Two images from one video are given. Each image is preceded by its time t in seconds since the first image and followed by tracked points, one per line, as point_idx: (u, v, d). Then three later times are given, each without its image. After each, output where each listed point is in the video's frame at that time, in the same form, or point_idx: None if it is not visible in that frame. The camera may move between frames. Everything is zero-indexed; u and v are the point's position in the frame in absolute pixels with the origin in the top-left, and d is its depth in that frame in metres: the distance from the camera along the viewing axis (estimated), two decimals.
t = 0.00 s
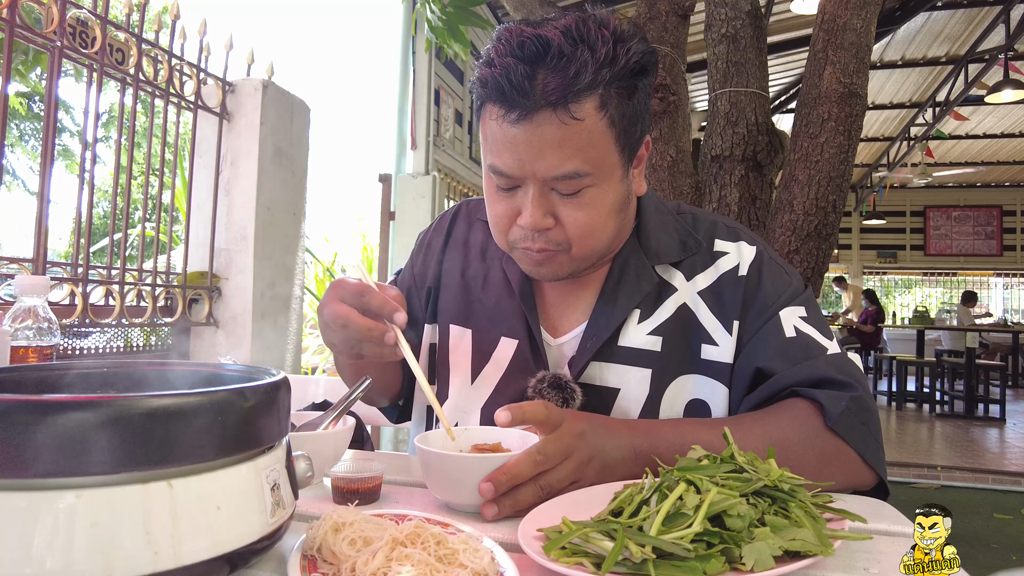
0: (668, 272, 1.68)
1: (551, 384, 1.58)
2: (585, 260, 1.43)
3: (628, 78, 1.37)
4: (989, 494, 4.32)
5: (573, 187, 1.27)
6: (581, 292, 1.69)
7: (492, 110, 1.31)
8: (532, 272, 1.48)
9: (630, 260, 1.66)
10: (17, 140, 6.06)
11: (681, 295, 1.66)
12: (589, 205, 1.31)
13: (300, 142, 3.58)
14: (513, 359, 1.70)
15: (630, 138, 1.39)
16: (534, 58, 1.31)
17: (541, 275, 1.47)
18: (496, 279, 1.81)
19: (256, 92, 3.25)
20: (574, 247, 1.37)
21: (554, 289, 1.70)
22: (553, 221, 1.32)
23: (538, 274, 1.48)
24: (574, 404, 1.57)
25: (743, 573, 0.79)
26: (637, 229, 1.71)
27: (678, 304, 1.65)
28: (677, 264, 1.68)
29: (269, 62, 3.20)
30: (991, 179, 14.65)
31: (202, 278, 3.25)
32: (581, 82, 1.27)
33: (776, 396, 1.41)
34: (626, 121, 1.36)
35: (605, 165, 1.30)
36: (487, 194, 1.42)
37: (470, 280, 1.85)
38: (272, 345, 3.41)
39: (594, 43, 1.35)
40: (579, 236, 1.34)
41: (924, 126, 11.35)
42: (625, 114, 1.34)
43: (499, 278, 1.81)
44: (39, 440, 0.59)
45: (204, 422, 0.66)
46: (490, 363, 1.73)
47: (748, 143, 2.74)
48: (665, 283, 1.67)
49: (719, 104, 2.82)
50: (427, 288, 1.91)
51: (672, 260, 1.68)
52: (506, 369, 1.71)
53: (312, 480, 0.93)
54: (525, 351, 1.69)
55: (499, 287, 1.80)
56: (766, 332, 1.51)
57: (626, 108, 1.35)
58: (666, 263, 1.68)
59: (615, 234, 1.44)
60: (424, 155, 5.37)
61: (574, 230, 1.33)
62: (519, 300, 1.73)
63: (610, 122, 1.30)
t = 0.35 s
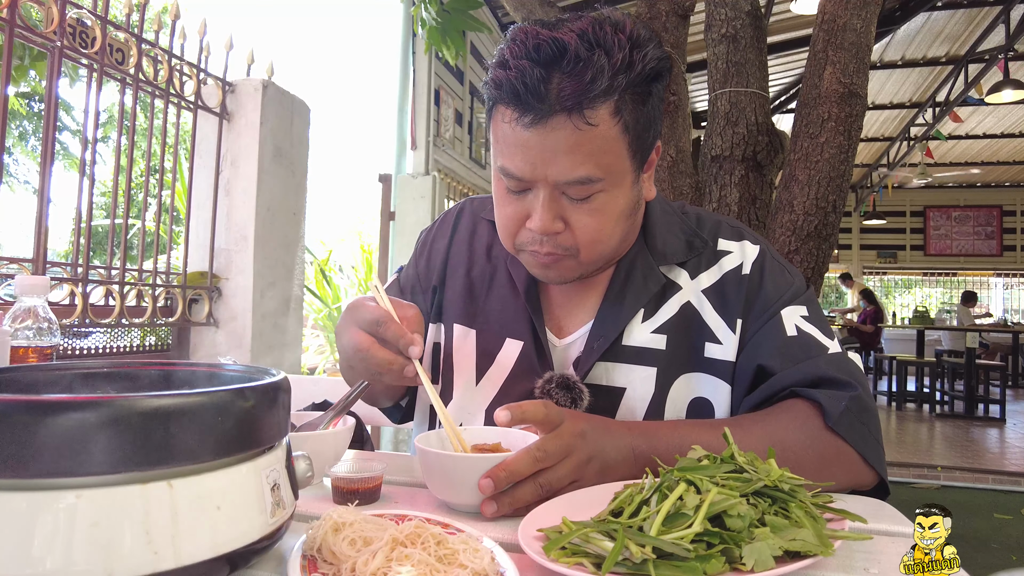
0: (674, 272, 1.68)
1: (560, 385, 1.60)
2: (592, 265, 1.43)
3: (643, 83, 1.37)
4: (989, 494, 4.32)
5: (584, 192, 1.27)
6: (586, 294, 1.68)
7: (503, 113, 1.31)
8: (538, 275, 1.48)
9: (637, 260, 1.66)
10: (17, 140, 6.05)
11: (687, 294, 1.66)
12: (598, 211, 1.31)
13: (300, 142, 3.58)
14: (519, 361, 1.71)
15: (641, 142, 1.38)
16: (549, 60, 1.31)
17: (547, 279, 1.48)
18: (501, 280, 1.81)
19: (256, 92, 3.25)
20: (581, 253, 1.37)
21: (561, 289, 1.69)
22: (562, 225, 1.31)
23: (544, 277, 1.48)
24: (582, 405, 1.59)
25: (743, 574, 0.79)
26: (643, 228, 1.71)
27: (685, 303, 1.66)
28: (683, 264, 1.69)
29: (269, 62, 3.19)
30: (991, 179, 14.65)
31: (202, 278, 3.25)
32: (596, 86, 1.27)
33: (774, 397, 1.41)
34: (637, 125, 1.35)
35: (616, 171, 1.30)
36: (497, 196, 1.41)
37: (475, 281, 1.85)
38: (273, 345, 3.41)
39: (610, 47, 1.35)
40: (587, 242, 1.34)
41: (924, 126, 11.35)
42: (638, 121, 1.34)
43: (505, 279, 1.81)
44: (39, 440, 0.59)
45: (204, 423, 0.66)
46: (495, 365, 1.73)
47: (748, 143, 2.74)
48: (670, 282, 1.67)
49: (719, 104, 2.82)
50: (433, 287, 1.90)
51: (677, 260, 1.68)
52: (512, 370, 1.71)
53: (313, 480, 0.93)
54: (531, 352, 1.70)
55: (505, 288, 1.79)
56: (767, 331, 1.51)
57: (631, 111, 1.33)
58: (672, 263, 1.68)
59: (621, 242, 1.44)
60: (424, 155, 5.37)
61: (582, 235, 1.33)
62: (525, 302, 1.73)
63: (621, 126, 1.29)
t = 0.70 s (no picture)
0: (676, 272, 1.68)
1: (560, 385, 1.60)
2: (594, 265, 1.43)
3: (643, 84, 1.37)
4: (990, 494, 4.32)
5: (585, 193, 1.27)
6: (588, 293, 1.68)
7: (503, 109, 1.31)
8: (539, 275, 1.48)
9: (637, 261, 1.66)
10: (17, 139, 6.04)
11: (690, 294, 1.66)
12: (599, 213, 1.31)
13: (300, 141, 3.58)
14: (518, 362, 1.70)
15: (643, 141, 1.38)
16: (551, 61, 1.31)
17: (549, 279, 1.47)
18: (503, 280, 1.81)
19: (256, 91, 3.25)
20: (583, 254, 1.38)
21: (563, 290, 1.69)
22: (562, 225, 1.31)
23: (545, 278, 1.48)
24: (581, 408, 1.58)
25: (743, 573, 0.79)
26: (644, 229, 1.70)
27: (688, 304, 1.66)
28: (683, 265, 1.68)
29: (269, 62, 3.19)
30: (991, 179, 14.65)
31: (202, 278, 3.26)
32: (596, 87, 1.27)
33: (773, 397, 1.42)
34: (640, 125, 1.35)
35: (617, 171, 1.30)
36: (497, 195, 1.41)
37: (475, 280, 1.85)
38: (273, 345, 3.41)
39: (612, 48, 1.35)
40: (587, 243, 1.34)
41: (924, 126, 11.35)
42: (639, 122, 1.34)
43: (506, 280, 1.80)
44: (40, 440, 0.59)
45: (204, 423, 0.66)
46: (495, 367, 1.73)
47: (748, 144, 2.74)
48: (669, 282, 1.67)
49: (719, 104, 2.82)
50: (434, 288, 1.89)
51: (677, 261, 1.68)
52: (511, 372, 1.71)
53: (313, 481, 0.93)
54: (531, 353, 1.69)
55: (506, 289, 1.79)
56: (767, 331, 1.51)
57: (632, 110, 1.33)
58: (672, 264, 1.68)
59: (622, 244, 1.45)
60: (424, 155, 5.37)
61: (583, 235, 1.33)
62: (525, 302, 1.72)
63: (623, 127, 1.29)
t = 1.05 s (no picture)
0: (681, 281, 1.69)
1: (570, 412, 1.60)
2: (619, 240, 1.39)
3: (647, 49, 1.37)
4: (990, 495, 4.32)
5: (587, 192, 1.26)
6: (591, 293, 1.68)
7: (508, 109, 1.30)
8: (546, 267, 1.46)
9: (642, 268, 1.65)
10: (17, 138, 6.03)
11: (696, 303, 1.69)
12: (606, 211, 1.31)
13: (300, 141, 3.58)
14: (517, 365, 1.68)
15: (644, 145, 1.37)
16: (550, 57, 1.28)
17: (563, 264, 1.42)
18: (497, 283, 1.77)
19: (255, 91, 3.25)
20: (611, 224, 1.34)
21: (567, 294, 1.69)
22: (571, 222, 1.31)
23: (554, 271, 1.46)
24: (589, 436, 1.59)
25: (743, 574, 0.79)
26: (648, 235, 1.69)
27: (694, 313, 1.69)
28: (692, 273, 1.69)
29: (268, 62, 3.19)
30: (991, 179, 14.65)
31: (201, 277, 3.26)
32: (603, 47, 1.26)
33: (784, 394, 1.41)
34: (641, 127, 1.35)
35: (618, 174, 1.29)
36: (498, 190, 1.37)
37: (473, 279, 1.82)
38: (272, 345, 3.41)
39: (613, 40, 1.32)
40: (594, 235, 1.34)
41: (924, 126, 11.35)
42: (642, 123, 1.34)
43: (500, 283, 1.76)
44: (38, 440, 0.59)
45: (203, 423, 0.66)
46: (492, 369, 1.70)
47: (748, 144, 2.74)
48: (678, 293, 1.68)
49: (719, 104, 2.81)
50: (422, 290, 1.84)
51: (684, 269, 1.68)
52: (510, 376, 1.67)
53: (312, 481, 0.93)
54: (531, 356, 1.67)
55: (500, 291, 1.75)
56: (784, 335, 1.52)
57: (639, 108, 1.30)
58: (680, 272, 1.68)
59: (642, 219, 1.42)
60: (424, 155, 5.36)
61: (613, 197, 1.29)
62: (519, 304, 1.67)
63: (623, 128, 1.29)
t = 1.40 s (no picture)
0: (684, 288, 1.69)
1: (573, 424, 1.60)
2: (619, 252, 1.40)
3: (650, 53, 1.37)
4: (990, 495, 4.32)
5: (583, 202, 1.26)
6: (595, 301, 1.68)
7: (508, 117, 1.29)
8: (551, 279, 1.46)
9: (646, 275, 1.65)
10: (16, 136, 6.01)
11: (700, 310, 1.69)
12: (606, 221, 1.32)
13: (299, 141, 3.58)
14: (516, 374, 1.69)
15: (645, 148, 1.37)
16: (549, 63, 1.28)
17: (564, 273, 1.43)
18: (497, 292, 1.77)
19: (255, 91, 3.25)
20: (611, 237, 1.35)
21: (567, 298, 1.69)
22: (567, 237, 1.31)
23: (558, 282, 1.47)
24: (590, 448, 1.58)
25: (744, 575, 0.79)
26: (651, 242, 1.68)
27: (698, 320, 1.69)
28: (696, 280, 1.69)
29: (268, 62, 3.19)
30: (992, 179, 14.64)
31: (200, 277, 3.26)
32: (604, 53, 1.25)
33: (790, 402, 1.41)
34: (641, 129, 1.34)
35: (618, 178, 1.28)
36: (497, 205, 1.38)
37: (473, 283, 1.82)
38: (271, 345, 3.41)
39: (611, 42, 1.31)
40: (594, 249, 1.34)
41: (925, 126, 11.34)
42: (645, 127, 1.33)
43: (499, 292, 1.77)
44: (37, 440, 0.59)
45: (203, 423, 0.66)
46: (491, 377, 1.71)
47: (748, 144, 2.74)
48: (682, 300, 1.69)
49: (719, 104, 2.81)
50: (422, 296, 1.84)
51: (688, 275, 1.68)
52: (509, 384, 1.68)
53: (311, 481, 0.93)
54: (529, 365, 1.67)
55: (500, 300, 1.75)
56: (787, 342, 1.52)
57: (642, 116, 1.29)
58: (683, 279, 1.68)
59: (646, 227, 1.42)
60: (424, 154, 5.36)
61: (613, 208, 1.29)
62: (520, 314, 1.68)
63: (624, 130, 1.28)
